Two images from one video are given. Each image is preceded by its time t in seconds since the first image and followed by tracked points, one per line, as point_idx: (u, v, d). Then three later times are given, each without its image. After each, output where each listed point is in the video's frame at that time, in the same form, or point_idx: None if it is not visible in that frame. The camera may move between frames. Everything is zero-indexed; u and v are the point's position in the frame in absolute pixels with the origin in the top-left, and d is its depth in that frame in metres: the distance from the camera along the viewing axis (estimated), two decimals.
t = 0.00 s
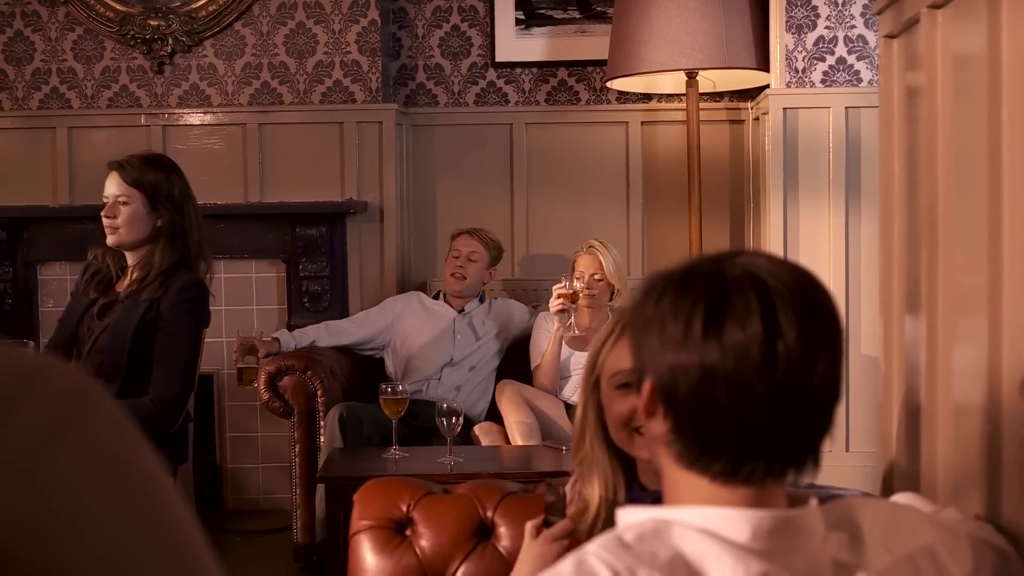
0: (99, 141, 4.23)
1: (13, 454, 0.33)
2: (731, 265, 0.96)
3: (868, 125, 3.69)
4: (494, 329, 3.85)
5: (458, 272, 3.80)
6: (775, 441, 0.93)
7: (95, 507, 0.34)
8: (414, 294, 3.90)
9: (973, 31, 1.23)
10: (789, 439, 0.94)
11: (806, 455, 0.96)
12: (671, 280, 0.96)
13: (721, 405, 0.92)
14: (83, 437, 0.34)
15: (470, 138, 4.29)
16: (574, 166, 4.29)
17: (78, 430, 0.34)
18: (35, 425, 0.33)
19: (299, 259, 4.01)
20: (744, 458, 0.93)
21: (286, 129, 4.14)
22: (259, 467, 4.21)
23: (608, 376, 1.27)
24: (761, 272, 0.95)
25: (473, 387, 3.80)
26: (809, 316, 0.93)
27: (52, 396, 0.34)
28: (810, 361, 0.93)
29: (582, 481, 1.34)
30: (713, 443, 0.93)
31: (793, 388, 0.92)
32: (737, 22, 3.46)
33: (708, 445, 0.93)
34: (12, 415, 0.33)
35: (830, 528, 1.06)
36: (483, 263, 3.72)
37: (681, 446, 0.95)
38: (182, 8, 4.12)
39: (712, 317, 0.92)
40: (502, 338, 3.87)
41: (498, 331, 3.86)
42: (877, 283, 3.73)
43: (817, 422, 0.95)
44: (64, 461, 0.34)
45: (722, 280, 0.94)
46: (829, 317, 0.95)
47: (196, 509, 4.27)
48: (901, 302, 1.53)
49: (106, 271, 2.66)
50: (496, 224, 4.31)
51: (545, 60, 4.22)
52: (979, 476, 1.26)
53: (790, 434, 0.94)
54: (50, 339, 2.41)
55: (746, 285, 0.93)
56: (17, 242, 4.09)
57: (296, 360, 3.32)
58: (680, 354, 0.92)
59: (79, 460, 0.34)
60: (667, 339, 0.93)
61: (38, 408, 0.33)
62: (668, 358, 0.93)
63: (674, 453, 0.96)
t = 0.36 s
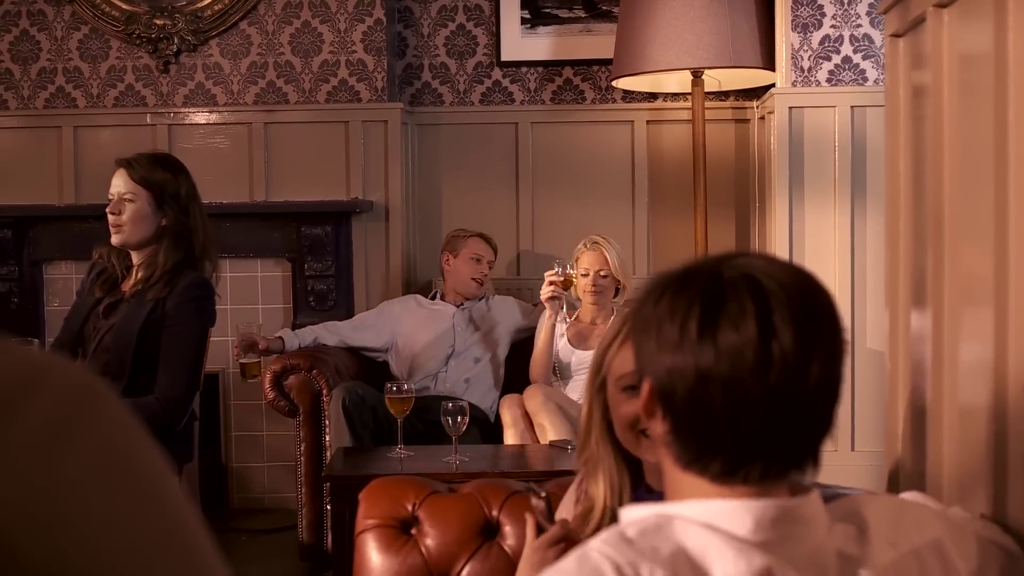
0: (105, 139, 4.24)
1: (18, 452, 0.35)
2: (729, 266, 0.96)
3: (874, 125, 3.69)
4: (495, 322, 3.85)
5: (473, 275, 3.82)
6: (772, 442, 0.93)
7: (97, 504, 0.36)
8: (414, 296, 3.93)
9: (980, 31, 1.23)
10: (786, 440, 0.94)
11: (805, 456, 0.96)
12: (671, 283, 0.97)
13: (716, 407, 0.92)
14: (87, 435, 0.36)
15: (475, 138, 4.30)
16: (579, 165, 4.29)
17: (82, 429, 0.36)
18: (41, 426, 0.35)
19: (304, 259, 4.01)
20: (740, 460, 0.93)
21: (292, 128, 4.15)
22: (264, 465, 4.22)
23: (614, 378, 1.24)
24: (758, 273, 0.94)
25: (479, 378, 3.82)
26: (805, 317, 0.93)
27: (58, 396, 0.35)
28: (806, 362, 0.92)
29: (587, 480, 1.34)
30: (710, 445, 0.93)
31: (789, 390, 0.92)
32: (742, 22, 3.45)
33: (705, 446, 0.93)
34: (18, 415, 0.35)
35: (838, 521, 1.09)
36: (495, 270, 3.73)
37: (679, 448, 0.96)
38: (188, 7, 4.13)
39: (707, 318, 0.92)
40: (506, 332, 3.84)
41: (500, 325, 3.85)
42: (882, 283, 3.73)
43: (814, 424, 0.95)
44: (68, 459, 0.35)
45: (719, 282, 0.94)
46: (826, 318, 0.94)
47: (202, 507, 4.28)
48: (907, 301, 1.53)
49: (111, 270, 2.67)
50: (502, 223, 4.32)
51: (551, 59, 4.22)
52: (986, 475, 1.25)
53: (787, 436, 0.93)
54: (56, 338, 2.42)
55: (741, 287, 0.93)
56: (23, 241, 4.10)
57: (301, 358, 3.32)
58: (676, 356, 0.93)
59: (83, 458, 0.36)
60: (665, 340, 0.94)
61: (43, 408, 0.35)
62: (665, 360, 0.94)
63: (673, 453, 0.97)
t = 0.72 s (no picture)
0: (111, 138, 4.25)
1: (27, 454, 0.36)
2: (709, 268, 0.97)
3: (881, 124, 3.68)
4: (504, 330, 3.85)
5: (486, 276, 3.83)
6: (759, 442, 0.94)
7: (105, 503, 0.37)
8: (425, 298, 3.91)
9: (986, 30, 1.23)
10: (775, 439, 0.94)
11: (799, 454, 0.96)
12: (654, 287, 0.98)
13: (702, 410, 0.93)
14: (93, 434, 0.37)
15: (481, 137, 4.30)
16: (586, 165, 4.29)
17: (88, 429, 0.37)
18: (48, 426, 0.36)
19: (311, 258, 4.03)
20: (731, 462, 0.94)
21: (298, 127, 4.15)
22: (270, 464, 4.22)
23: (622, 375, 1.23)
24: (737, 273, 0.95)
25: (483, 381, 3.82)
26: (784, 314, 0.93)
27: (64, 396, 0.37)
28: (787, 358, 0.93)
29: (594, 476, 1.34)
30: (699, 448, 0.95)
31: (773, 389, 0.93)
32: (748, 21, 3.45)
33: (695, 450, 0.95)
34: (25, 415, 0.36)
35: (847, 520, 1.10)
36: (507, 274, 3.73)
37: (672, 454, 0.97)
38: (194, 6, 4.14)
39: (687, 321, 0.93)
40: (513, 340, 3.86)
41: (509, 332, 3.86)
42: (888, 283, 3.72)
43: (805, 421, 0.95)
44: (76, 460, 0.37)
45: (698, 283, 0.95)
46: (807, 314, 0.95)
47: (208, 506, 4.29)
48: (913, 301, 1.53)
49: (117, 269, 2.67)
50: (507, 223, 4.32)
51: (557, 58, 4.22)
52: (993, 473, 1.25)
53: (775, 435, 0.94)
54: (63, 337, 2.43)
55: (719, 287, 0.94)
56: (29, 240, 4.11)
57: (308, 357, 3.33)
58: (659, 361, 0.94)
59: (91, 459, 0.37)
60: (648, 345, 0.95)
61: (51, 408, 0.36)
62: (652, 366, 0.95)
63: (669, 457, 0.98)
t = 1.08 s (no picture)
0: (117, 137, 4.26)
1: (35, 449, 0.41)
2: (718, 266, 0.96)
3: (887, 122, 3.67)
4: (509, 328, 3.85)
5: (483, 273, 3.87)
6: (773, 440, 0.94)
7: (106, 495, 0.42)
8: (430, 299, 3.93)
9: (993, 30, 1.23)
10: (787, 436, 0.95)
11: (810, 451, 0.97)
12: (662, 286, 0.98)
13: (715, 408, 0.93)
14: (99, 432, 0.43)
15: (487, 136, 4.30)
16: (592, 163, 4.29)
17: (93, 428, 0.42)
18: (57, 424, 0.41)
19: (317, 256, 4.03)
20: (744, 460, 0.94)
21: (304, 125, 4.16)
22: (276, 463, 4.23)
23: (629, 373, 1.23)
24: (747, 271, 0.95)
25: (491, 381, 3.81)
26: (796, 312, 0.94)
27: (71, 397, 0.42)
28: (801, 355, 0.93)
29: (605, 471, 1.34)
30: (713, 446, 0.94)
31: (787, 385, 0.93)
32: (754, 20, 3.45)
33: (709, 448, 0.95)
34: (34, 413, 0.41)
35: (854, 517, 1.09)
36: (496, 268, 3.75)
37: (682, 453, 0.97)
38: (201, 5, 4.15)
39: (699, 320, 0.93)
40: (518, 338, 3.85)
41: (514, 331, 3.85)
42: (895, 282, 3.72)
43: (816, 418, 0.96)
44: (82, 456, 0.42)
45: (708, 283, 0.95)
46: (818, 311, 0.95)
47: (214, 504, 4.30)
48: (920, 299, 1.52)
49: (124, 268, 2.68)
50: (514, 221, 4.32)
51: (563, 56, 4.21)
52: (999, 471, 1.25)
53: (789, 432, 0.94)
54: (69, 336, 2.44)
55: (730, 285, 0.94)
56: (36, 238, 4.12)
57: (313, 356, 3.33)
58: (671, 360, 0.94)
59: (94, 457, 0.42)
60: (659, 345, 0.95)
61: (59, 407, 0.42)
62: (662, 365, 0.95)
63: (678, 457, 0.98)
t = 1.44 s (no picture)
0: (119, 133, 4.26)
1: (37, 448, 0.41)
2: (718, 262, 0.97)
3: (889, 119, 3.67)
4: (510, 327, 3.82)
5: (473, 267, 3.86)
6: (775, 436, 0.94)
7: (109, 492, 0.43)
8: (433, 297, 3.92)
9: (995, 26, 1.23)
10: (789, 431, 0.95)
11: (811, 447, 0.97)
12: (662, 282, 0.98)
13: (716, 402, 0.93)
14: (100, 430, 0.43)
15: (489, 132, 4.30)
16: (593, 160, 4.29)
17: (94, 428, 0.43)
18: (59, 422, 0.42)
19: (318, 252, 4.04)
20: (745, 455, 0.94)
21: (306, 122, 4.16)
22: (277, 459, 4.24)
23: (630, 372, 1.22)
24: (747, 266, 0.96)
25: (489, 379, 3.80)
26: (797, 307, 0.94)
27: (73, 395, 0.42)
28: (801, 350, 0.93)
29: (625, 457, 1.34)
30: (713, 441, 0.94)
31: (787, 380, 0.93)
32: (756, 17, 3.44)
33: (709, 443, 0.95)
34: (36, 411, 0.41)
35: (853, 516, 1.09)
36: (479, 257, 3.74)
37: (683, 448, 0.97)
38: (202, 1, 4.15)
39: (700, 314, 0.93)
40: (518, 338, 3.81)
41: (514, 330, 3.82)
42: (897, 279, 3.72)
43: (816, 413, 0.96)
44: (83, 455, 0.42)
45: (708, 278, 0.95)
46: (818, 307, 0.96)
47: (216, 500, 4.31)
48: (921, 297, 1.53)
49: (126, 264, 2.68)
50: (515, 217, 4.32)
51: (565, 52, 4.21)
52: (1001, 468, 1.25)
53: (789, 427, 0.94)
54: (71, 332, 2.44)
55: (730, 280, 0.95)
56: (38, 235, 4.12)
57: (315, 352, 3.33)
58: (672, 355, 0.94)
59: (97, 455, 0.42)
60: (659, 340, 0.95)
61: (60, 405, 0.42)
62: (662, 360, 0.95)
63: (678, 453, 0.98)
